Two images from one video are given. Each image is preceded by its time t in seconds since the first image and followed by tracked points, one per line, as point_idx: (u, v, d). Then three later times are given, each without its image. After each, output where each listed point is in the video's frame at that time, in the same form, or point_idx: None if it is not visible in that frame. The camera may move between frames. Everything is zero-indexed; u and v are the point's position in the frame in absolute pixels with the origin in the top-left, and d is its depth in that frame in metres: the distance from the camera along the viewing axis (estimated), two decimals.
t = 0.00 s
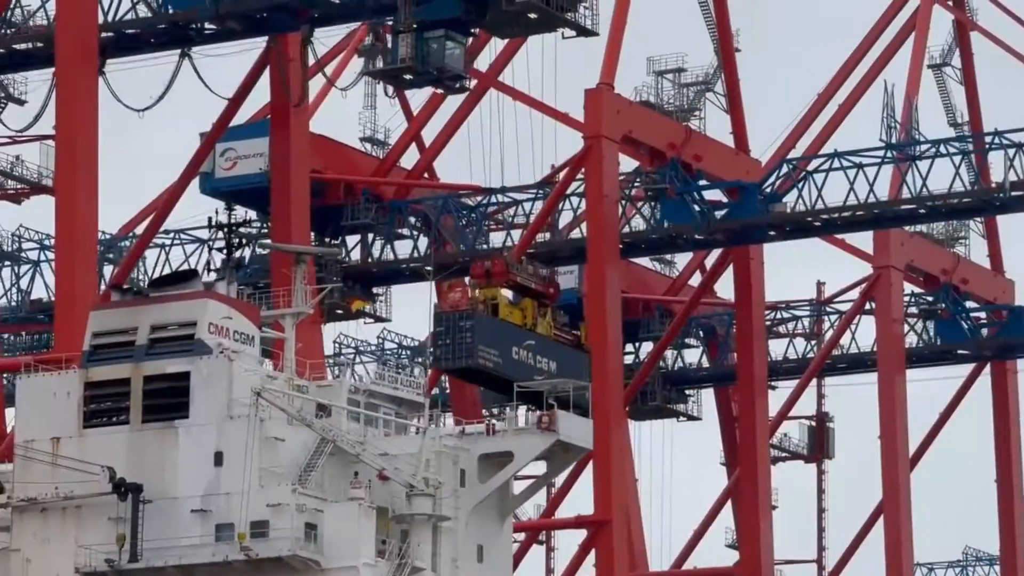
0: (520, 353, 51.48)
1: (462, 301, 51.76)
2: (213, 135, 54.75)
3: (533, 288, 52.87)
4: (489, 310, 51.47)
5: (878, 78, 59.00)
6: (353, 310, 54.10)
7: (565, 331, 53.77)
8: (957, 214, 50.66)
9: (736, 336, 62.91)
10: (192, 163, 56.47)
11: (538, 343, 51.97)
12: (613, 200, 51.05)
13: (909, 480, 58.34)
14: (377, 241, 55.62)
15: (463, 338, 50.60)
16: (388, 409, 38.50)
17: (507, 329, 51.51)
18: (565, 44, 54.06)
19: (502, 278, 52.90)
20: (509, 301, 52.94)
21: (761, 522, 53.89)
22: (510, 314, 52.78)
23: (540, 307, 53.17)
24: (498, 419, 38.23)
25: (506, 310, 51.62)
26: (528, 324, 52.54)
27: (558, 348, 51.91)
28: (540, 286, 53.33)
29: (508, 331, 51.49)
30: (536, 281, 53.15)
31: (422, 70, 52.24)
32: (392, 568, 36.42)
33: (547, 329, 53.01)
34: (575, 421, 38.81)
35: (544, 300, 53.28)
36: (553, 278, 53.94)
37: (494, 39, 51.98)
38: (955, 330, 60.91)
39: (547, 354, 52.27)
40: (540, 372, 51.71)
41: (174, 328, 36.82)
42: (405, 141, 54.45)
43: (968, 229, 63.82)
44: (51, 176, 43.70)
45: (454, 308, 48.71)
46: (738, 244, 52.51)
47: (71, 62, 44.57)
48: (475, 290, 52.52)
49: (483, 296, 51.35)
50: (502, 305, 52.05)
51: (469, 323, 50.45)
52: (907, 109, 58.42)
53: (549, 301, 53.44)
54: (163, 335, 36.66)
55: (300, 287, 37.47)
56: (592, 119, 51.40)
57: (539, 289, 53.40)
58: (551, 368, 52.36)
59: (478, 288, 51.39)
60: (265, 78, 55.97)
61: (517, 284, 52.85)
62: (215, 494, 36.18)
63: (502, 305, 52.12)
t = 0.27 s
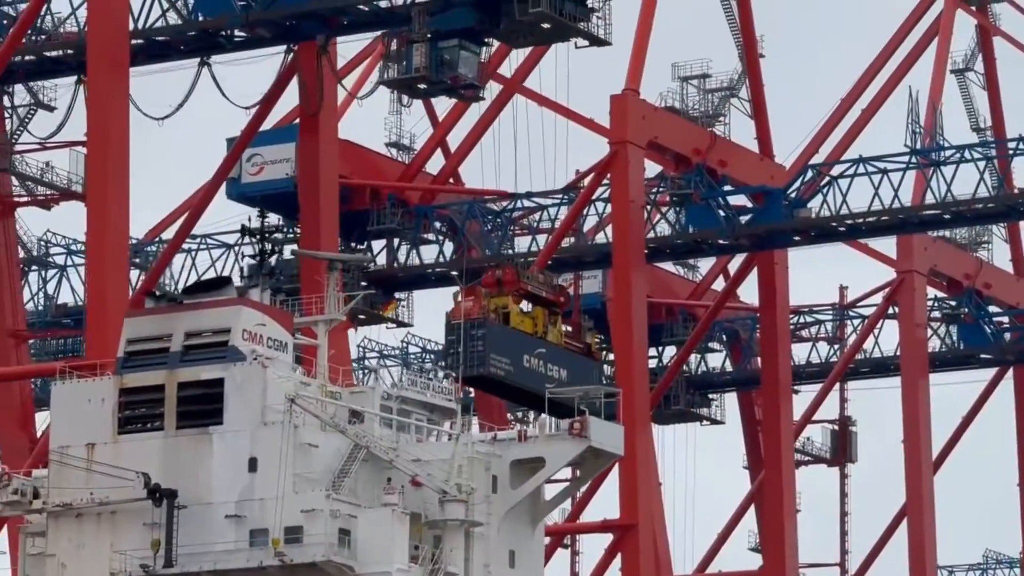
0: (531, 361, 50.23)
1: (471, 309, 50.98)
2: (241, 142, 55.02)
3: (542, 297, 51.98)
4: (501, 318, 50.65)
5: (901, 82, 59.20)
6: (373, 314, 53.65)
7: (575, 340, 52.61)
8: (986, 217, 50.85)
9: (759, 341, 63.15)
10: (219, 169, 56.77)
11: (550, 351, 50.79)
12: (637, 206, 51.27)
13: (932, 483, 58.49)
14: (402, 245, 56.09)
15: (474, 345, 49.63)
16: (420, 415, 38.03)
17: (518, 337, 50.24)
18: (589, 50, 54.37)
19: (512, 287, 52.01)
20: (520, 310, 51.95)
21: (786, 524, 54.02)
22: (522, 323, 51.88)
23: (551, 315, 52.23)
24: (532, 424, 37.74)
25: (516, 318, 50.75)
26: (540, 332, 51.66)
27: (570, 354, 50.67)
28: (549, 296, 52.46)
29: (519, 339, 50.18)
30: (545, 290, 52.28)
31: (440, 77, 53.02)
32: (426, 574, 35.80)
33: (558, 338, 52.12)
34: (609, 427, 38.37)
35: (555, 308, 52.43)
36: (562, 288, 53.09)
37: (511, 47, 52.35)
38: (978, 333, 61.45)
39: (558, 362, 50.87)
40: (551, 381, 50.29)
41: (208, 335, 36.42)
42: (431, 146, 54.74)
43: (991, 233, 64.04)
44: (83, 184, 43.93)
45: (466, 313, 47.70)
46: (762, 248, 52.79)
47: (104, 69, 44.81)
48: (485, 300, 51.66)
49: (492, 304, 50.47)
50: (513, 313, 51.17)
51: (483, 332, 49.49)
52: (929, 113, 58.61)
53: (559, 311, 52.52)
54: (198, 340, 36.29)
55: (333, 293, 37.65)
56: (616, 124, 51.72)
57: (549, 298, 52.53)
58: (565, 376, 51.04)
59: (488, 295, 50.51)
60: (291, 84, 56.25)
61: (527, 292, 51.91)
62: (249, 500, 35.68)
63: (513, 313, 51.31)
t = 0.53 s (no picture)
0: (544, 371, 50.52)
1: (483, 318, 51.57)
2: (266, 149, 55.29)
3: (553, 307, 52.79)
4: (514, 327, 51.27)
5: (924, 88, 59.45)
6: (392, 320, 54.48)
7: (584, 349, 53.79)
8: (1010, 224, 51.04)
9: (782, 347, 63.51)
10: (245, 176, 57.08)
11: (559, 360, 51.20)
12: (662, 213, 51.47)
13: (956, 487, 58.71)
14: (428, 251, 56.40)
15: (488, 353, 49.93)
16: (452, 421, 38.22)
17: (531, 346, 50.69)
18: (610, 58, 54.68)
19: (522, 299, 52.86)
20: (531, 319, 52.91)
21: (812, 528, 54.26)
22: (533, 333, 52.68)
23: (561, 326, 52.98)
24: (565, 431, 37.91)
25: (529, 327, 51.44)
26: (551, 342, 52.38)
27: (581, 363, 51.23)
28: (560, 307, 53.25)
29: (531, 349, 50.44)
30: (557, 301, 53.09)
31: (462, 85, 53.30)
32: None
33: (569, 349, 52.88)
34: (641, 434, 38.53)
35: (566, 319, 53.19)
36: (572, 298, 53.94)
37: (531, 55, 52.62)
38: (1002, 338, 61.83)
39: (568, 371, 51.53)
40: (562, 389, 50.94)
41: (242, 343, 36.70)
42: (456, 153, 55.01)
43: (1013, 239, 64.33)
44: (117, 193, 44.27)
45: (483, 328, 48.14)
46: (787, 254, 53.06)
47: (138, 79, 45.13)
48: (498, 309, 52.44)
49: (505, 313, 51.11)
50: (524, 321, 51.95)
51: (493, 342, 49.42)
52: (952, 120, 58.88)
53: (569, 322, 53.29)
54: (232, 348, 36.56)
55: (365, 301, 37.94)
56: (642, 130, 52.01)
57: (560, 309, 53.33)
58: (575, 385, 51.61)
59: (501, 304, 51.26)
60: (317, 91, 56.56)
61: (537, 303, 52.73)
62: (284, 507, 35.89)
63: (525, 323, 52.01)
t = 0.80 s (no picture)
0: (552, 381, 51.04)
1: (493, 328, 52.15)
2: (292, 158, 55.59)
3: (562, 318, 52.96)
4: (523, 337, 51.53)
5: (943, 96, 59.77)
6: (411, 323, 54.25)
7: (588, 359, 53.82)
8: None
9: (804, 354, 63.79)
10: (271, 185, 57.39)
11: (569, 371, 51.63)
12: (687, 222, 51.66)
13: (979, 492, 58.92)
14: (451, 259, 56.68)
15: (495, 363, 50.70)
16: (482, 429, 38.40)
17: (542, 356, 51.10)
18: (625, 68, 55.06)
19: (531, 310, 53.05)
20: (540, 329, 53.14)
21: (836, 535, 54.44)
22: (542, 344, 53.13)
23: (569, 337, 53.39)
24: (595, 439, 38.19)
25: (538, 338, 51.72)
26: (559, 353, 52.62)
27: (590, 374, 51.50)
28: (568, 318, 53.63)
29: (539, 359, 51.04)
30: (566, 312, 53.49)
31: (478, 96, 53.42)
32: None
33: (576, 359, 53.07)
34: (671, 444, 38.70)
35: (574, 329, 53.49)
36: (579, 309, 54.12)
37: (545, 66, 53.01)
38: None
39: (578, 381, 51.81)
40: (571, 401, 51.22)
41: (275, 352, 36.94)
42: (480, 161, 55.29)
43: None
44: (149, 202, 44.62)
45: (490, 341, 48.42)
46: (811, 262, 53.31)
47: (168, 87, 45.37)
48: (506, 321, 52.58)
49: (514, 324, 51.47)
50: (534, 333, 52.16)
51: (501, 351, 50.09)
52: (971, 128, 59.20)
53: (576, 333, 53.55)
54: (265, 356, 36.79)
55: (396, 311, 38.17)
56: (666, 139, 52.29)
57: (569, 320, 53.87)
58: (585, 395, 52.00)
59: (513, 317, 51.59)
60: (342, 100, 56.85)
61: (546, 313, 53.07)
62: (316, 515, 36.07)
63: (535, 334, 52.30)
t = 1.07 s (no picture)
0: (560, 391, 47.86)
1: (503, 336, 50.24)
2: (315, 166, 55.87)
3: (569, 329, 51.46)
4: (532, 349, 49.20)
5: (963, 103, 59.57)
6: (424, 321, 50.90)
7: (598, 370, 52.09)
8: None
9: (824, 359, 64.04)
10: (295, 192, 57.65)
11: (579, 379, 48.35)
12: (708, 231, 51.81)
13: (998, 499, 59.12)
14: (474, 267, 56.99)
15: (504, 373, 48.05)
16: (510, 439, 38.64)
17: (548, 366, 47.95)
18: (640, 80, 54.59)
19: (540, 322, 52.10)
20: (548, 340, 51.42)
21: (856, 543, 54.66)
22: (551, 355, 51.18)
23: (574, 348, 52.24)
24: (623, 449, 38.29)
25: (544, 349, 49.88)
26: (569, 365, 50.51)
27: (598, 385, 48.24)
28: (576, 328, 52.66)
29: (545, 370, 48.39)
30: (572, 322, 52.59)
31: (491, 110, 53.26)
32: None
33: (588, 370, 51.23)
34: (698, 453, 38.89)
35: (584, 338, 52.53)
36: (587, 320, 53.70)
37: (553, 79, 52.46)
38: None
39: (586, 392, 48.54)
40: (580, 412, 47.94)
41: (304, 361, 37.16)
42: (502, 170, 55.47)
43: None
44: (177, 210, 44.88)
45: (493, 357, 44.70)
46: (832, 271, 53.55)
47: (196, 97, 45.56)
48: (514, 334, 51.02)
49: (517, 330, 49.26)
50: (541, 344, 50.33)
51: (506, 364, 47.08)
52: (991, 136, 59.00)
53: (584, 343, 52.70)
54: (295, 366, 37.01)
55: (425, 320, 38.41)
56: (687, 148, 52.45)
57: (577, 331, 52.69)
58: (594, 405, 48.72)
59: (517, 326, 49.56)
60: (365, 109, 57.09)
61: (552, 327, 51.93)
62: (346, 524, 36.33)
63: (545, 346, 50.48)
